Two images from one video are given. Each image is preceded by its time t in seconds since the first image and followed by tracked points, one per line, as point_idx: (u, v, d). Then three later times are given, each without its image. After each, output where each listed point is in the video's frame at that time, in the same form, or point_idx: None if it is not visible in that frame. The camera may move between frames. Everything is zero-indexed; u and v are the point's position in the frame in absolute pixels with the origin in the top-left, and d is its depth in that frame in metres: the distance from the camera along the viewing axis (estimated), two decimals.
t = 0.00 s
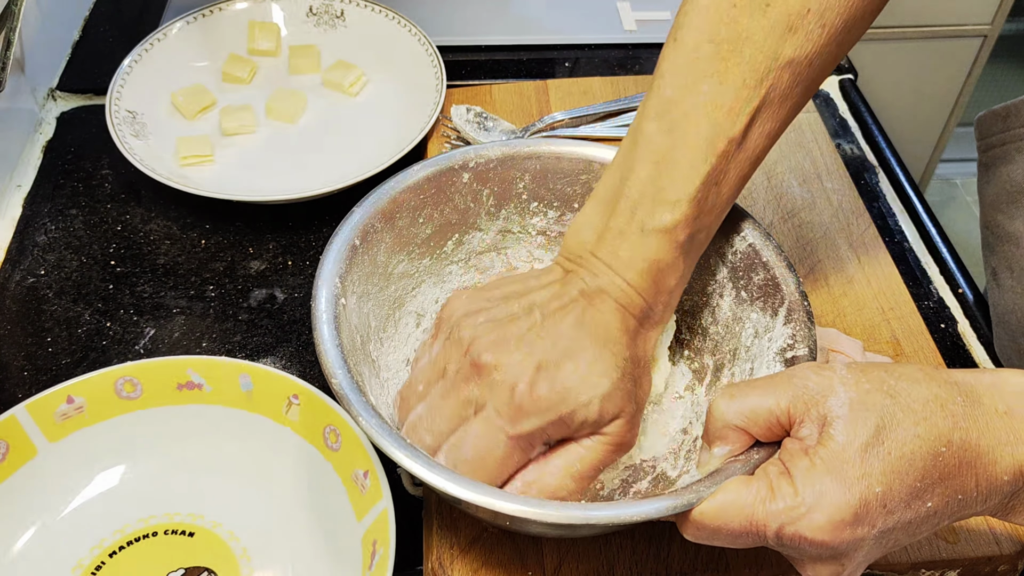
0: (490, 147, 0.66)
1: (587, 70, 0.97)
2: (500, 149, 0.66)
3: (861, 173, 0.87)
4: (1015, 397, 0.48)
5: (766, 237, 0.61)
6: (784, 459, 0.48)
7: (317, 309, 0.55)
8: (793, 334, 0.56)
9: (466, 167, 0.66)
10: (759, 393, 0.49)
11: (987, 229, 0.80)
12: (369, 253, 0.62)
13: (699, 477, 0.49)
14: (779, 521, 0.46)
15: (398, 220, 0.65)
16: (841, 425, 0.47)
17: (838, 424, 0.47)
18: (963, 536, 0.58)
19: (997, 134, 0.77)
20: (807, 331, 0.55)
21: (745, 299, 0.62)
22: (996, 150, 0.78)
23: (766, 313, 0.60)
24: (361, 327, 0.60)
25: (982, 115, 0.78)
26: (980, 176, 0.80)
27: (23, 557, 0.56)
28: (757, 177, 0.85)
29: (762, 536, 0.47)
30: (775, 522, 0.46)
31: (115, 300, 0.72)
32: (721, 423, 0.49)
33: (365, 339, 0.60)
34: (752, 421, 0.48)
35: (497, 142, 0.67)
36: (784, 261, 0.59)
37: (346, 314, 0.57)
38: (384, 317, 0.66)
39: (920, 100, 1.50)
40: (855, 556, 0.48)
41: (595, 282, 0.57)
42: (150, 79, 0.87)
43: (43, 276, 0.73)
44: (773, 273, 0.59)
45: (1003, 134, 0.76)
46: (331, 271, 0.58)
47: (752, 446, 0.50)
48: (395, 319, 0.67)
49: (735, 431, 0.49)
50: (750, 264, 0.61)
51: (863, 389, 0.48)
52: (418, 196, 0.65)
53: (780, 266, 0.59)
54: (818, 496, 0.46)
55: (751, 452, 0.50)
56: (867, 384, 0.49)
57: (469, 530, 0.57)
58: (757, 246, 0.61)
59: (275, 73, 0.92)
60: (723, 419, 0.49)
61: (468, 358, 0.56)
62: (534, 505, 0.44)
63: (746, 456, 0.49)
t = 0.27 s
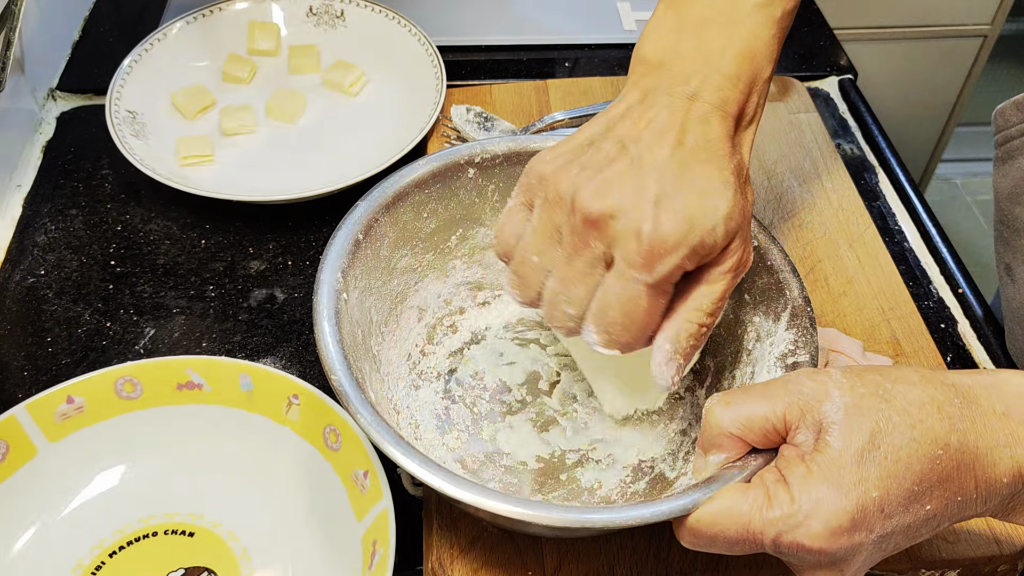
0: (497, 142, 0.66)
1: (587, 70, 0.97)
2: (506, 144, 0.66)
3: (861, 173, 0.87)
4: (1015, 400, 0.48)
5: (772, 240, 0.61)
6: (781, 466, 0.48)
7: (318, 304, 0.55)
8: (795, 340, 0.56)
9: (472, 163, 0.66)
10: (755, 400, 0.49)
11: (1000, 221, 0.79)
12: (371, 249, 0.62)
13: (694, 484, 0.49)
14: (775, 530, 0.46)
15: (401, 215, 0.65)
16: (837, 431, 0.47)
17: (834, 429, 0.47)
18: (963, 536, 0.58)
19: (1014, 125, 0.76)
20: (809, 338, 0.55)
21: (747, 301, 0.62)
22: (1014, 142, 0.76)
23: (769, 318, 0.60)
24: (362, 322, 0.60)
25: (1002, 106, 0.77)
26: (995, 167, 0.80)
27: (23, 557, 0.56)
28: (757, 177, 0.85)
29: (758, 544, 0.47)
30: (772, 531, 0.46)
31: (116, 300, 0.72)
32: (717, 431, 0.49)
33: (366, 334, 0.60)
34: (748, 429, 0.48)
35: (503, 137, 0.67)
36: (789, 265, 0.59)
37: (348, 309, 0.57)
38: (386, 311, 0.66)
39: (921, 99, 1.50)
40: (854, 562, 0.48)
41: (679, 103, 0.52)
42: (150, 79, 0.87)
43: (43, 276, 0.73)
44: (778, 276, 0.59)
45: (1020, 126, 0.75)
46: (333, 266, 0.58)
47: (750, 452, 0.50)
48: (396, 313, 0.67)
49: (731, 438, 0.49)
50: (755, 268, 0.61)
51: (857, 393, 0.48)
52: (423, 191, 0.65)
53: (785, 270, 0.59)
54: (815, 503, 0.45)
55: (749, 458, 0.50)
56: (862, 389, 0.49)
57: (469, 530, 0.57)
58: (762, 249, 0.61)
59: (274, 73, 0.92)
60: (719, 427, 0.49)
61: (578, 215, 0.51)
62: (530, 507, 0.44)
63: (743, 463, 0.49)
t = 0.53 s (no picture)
0: (515, 134, 0.66)
1: (587, 70, 0.97)
2: (524, 138, 0.66)
3: (861, 173, 0.87)
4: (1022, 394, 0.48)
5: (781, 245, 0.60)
6: (790, 449, 0.48)
7: (332, 269, 0.54)
8: (803, 340, 0.57)
9: (489, 151, 0.66)
10: (765, 386, 0.48)
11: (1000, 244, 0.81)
12: (388, 220, 0.62)
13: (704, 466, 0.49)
14: (782, 509, 0.46)
15: (417, 194, 0.64)
16: (846, 417, 0.47)
17: (845, 415, 0.47)
18: (963, 537, 0.58)
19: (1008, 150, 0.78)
20: (816, 336, 0.56)
21: (755, 305, 0.62)
22: (1009, 167, 0.78)
23: (775, 319, 0.60)
24: (374, 296, 0.60)
25: (994, 131, 0.80)
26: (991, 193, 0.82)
27: (23, 557, 0.56)
28: (758, 177, 0.85)
29: (764, 523, 0.47)
30: (778, 509, 0.46)
31: (115, 300, 0.72)
32: (726, 415, 0.49)
33: (376, 308, 0.60)
34: (757, 414, 0.48)
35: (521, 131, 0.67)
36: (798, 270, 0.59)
37: (361, 278, 0.57)
38: (397, 291, 0.66)
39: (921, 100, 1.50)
40: (857, 547, 0.48)
41: (658, 221, 0.56)
42: (150, 79, 0.87)
43: (43, 276, 0.73)
44: (785, 279, 0.59)
45: (1014, 151, 0.77)
46: (351, 234, 0.57)
47: (758, 437, 0.50)
48: (406, 294, 0.67)
49: (741, 423, 0.49)
50: (763, 272, 0.61)
51: (869, 381, 0.48)
52: (441, 173, 0.65)
53: (794, 274, 0.59)
54: (822, 484, 0.46)
55: (757, 443, 0.50)
56: (874, 377, 0.48)
57: (470, 530, 0.57)
58: (771, 255, 0.60)
59: (275, 72, 0.92)
60: (728, 411, 0.49)
61: (572, 338, 0.55)
62: (537, 471, 0.43)
63: (752, 447, 0.50)
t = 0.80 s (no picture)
0: (495, 147, 0.66)
1: (587, 70, 0.97)
2: (505, 148, 0.66)
3: (861, 173, 0.87)
4: (1019, 399, 0.48)
5: (768, 239, 0.60)
6: (786, 461, 0.48)
7: (318, 306, 0.55)
8: (795, 336, 0.56)
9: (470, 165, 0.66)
10: (761, 394, 0.48)
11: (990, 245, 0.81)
12: (372, 250, 0.62)
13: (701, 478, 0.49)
14: (778, 525, 0.46)
15: (402, 218, 0.65)
16: (843, 428, 0.47)
17: (840, 426, 0.47)
18: (963, 536, 0.58)
19: (995, 148, 0.80)
20: (808, 333, 0.55)
21: (746, 300, 0.62)
22: (996, 163, 0.80)
23: (768, 316, 0.60)
24: (364, 324, 0.60)
25: (981, 129, 0.81)
26: (980, 191, 0.83)
27: (23, 557, 0.56)
28: (758, 177, 0.85)
29: (760, 538, 0.47)
30: (775, 525, 0.46)
31: (115, 300, 0.72)
32: (722, 425, 0.49)
33: (366, 336, 0.60)
34: (753, 423, 0.48)
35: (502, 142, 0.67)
36: (787, 264, 0.59)
37: (349, 309, 0.57)
38: (387, 313, 0.65)
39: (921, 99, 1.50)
40: (855, 559, 0.48)
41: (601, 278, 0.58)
42: (150, 79, 0.87)
43: (43, 276, 0.73)
44: (775, 273, 0.59)
45: (1001, 148, 0.79)
46: (334, 265, 0.58)
47: (753, 447, 0.50)
48: (397, 316, 0.67)
49: (737, 432, 0.49)
50: (753, 266, 0.61)
51: (865, 392, 0.48)
52: (422, 195, 0.65)
53: (783, 269, 0.59)
54: (817, 499, 0.46)
55: (752, 453, 0.50)
56: (869, 387, 0.48)
57: (469, 530, 0.57)
58: (759, 248, 0.60)
59: (275, 72, 0.92)
60: (724, 421, 0.48)
61: (514, 381, 0.53)
62: (533, 503, 0.44)
63: (747, 457, 0.50)
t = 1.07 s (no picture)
0: (500, 143, 0.66)
1: (587, 70, 0.97)
2: (509, 145, 0.66)
3: (861, 173, 0.87)
4: (1016, 397, 0.49)
5: (774, 243, 0.60)
6: (779, 466, 0.48)
7: (319, 300, 0.55)
8: (796, 341, 0.56)
9: (475, 163, 0.66)
10: (753, 400, 0.48)
11: (987, 237, 0.78)
12: (375, 248, 0.62)
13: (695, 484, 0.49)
14: (774, 532, 0.46)
15: (404, 215, 0.65)
16: (835, 431, 0.47)
17: (833, 429, 0.47)
18: (963, 536, 0.58)
19: (995, 141, 0.73)
20: (810, 339, 0.55)
21: (749, 303, 0.62)
22: (995, 157, 0.74)
23: (770, 319, 0.60)
24: (365, 321, 0.60)
25: (980, 121, 0.74)
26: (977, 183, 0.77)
27: (23, 558, 0.56)
28: (757, 177, 0.85)
29: (758, 544, 0.47)
30: (771, 532, 0.46)
31: (116, 300, 0.72)
32: (715, 431, 0.48)
33: (367, 333, 0.60)
34: (747, 429, 0.48)
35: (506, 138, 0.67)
36: (792, 268, 0.59)
37: (350, 306, 0.58)
38: (389, 310, 0.66)
39: (921, 99, 1.50)
40: (853, 561, 0.48)
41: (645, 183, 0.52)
42: (150, 79, 0.87)
43: (43, 276, 0.73)
44: (780, 278, 0.59)
45: (1002, 141, 0.73)
46: (336, 262, 0.58)
47: (749, 452, 0.50)
48: (399, 312, 0.67)
49: (731, 439, 0.49)
50: (756, 269, 0.61)
51: (856, 393, 0.48)
52: (427, 189, 0.65)
53: (787, 272, 0.59)
54: (813, 504, 0.45)
55: (748, 458, 0.50)
56: (861, 388, 0.48)
57: (469, 530, 0.57)
58: (764, 251, 0.60)
59: (275, 72, 0.92)
60: (718, 428, 0.48)
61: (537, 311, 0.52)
62: (530, 506, 0.44)
63: (743, 463, 0.49)
